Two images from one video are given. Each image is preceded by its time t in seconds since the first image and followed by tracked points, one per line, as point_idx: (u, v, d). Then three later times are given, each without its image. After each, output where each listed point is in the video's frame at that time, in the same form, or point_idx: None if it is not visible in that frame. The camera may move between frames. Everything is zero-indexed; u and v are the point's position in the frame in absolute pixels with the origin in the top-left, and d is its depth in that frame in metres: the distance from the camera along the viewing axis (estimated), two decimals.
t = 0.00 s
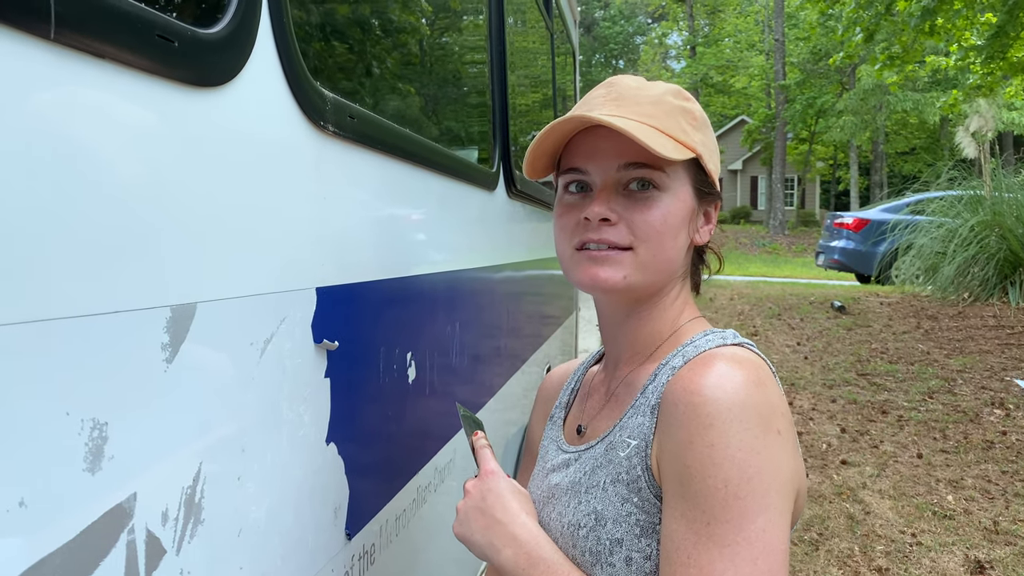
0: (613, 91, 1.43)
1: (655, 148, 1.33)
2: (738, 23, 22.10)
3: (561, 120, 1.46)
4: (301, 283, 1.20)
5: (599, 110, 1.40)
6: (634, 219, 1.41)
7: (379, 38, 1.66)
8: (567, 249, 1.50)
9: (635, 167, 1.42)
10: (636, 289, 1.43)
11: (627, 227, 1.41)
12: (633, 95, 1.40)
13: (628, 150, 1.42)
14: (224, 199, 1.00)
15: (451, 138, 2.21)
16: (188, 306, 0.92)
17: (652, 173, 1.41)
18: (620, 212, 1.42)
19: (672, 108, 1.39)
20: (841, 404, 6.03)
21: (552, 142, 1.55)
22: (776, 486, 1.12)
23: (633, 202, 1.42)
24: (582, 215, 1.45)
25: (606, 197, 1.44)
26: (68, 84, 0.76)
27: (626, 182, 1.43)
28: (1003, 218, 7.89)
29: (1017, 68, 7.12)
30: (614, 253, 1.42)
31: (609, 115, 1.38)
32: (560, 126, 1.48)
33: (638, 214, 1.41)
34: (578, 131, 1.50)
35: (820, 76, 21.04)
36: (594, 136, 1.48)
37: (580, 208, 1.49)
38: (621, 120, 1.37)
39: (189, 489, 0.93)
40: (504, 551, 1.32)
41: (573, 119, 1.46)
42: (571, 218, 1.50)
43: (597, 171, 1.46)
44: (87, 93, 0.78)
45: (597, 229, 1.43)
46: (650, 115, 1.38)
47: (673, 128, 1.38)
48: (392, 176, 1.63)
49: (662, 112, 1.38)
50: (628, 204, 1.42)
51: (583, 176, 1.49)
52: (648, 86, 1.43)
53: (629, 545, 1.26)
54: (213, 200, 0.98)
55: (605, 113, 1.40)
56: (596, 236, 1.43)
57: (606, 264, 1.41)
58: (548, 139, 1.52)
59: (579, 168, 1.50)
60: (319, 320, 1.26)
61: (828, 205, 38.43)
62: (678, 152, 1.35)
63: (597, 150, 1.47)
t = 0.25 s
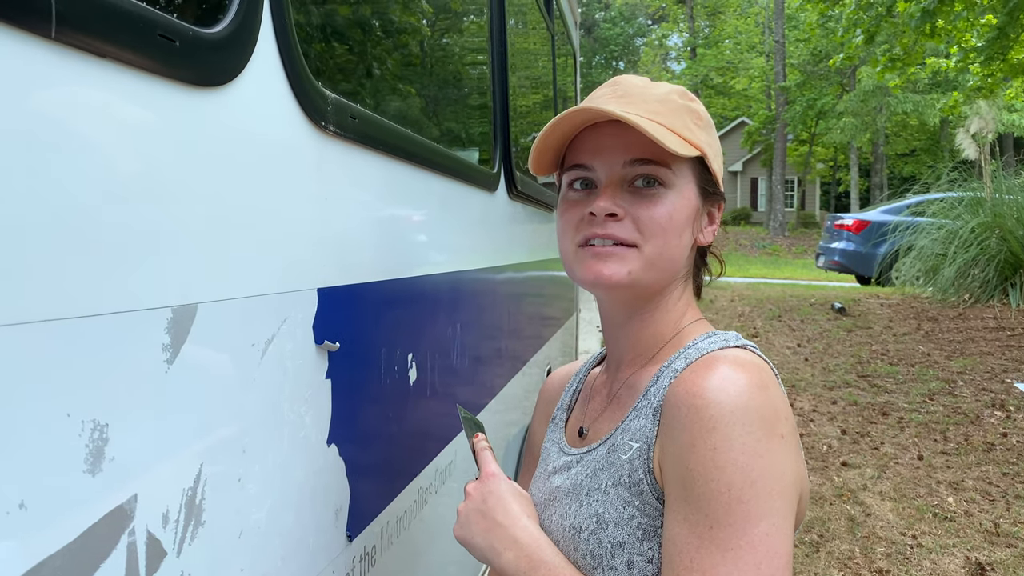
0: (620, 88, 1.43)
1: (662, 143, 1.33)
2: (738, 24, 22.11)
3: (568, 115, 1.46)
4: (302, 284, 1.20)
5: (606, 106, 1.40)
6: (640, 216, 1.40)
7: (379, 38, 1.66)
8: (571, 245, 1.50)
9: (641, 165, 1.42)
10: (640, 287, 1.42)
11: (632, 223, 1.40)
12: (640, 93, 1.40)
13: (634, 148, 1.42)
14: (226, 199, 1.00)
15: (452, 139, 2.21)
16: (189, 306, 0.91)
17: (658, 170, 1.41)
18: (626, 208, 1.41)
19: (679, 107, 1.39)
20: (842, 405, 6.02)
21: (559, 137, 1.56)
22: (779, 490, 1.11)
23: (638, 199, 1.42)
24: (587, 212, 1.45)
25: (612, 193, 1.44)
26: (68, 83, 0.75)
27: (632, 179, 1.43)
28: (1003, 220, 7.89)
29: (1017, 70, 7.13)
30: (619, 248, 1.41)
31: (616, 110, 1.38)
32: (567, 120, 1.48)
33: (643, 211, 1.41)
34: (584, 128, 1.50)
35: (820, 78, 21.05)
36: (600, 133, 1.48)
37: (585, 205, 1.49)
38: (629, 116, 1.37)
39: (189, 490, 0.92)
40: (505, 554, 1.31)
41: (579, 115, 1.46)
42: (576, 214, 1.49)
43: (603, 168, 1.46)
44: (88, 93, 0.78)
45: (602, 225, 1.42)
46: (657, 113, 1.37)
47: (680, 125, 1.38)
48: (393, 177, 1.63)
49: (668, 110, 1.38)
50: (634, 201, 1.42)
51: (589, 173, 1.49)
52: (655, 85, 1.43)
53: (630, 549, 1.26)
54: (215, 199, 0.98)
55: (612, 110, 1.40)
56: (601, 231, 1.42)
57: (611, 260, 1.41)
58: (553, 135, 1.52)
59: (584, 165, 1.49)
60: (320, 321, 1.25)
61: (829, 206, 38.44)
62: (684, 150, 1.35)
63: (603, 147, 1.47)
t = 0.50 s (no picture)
0: (620, 89, 1.43)
1: (662, 144, 1.32)
2: (738, 25, 22.12)
3: (568, 116, 1.46)
4: (304, 284, 1.19)
5: (606, 107, 1.40)
6: (640, 217, 1.40)
7: (378, 39, 1.66)
8: (572, 247, 1.49)
9: (641, 166, 1.41)
10: (641, 288, 1.42)
11: (632, 224, 1.40)
12: (640, 94, 1.40)
13: (635, 148, 1.42)
14: (227, 200, 1.00)
15: (451, 139, 2.20)
16: (191, 306, 0.91)
17: (658, 170, 1.40)
18: (626, 209, 1.41)
19: (679, 107, 1.39)
20: (841, 407, 6.02)
21: (559, 138, 1.55)
22: (781, 492, 1.11)
23: (638, 200, 1.41)
24: (587, 212, 1.45)
25: (612, 194, 1.43)
26: (70, 82, 0.75)
27: (633, 179, 1.43)
28: (1003, 221, 7.89)
29: (1017, 71, 7.13)
30: (619, 250, 1.41)
31: (616, 111, 1.38)
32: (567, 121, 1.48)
33: (643, 212, 1.40)
34: (584, 129, 1.50)
35: (819, 79, 21.05)
36: (600, 134, 1.48)
37: (585, 206, 1.48)
38: (629, 116, 1.37)
39: (191, 491, 0.92)
40: (507, 556, 1.31)
41: (579, 116, 1.46)
42: (576, 215, 1.49)
43: (603, 168, 1.46)
44: (91, 92, 0.77)
45: (602, 226, 1.42)
46: (656, 113, 1.37)
47: (680, 126, 1.38)
48: (394, 177, 1.63)
49: (668, 111, 1.38)
50: (634, 202, 1.41)
51: (589, 174, 1.49)
52: (655, 85, 1.43)
53: (633, 551, 1.25)
54: (216, 199, 0.97)
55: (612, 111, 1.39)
56: (601, 232, 1.42)
57: (611, 261, 1.40)
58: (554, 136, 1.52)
59: (585, 166, 1.49)
60: (321, 322, 1.25)
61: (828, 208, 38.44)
62: (684, 150, 1.35)
63: (604, 147, 1.46)
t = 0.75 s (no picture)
0: (621, 92, 1.43)
1: (663, 148, 1.33)
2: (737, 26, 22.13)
3: (569, 120, 1.46)
4: (310, 285, 1.20)
5: (607, 111, 1.40)
6: (642, 220, 1.40)
7: (379, 40, 1.66)
8: (575, 251, 1.50)
9: (642, 169, 1.42)
10: (644, 290, 1.43)
11: (635, 228, 1.40)
12: (640, 97, 1.40)
13: (636, 151, 1.42)
14: (236, 202, 1.00)
15: (451, 140, 2.20)
16: (200, 307, 0.91)
17: (659, 173, 1.41)
18: (629, 212, 1.41)
19: (680, 110, 1.39)
20: (841, 408, 6.02)
21: (561, 143, 1.56)
22: (785, 492, 1.11)
23: (641, 203, 1.42)
24: (590, 216, 1.45)
25: (613, 198, 1.44)
26: (81, 84, 0.75)
27: (635, 183, 1.43)
28: (1002, 223, 7.90)
29: (1016, 73, 7.15)
30: (622, 253, 1.41)
31: (617, 115, 1.38)
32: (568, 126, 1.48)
33: (645, 215, 1.41)
34: (585, 133, 1.50)
35: (818, 80, 21.08)
36: (601, 137, 1.48)
37: (588, 209, 1.49)
38: (630, 120, 1.37)
39: (199, 492, 0.92)
40: (512, 557, 1.31)
41: (580, 120, 1.46)
42: (579, 219, 1.50)
43: (605, 172, 1.46)
44: (102, 94, 0.78)
45: (604, 229, 1.42)
46: (657, 116, 1.37)
47: (680, 128, 1.38)
48: (397, 178, 1.63)
49: (669, 114, 1.38)
50: (636, 205, 1.42)
51: (591, 178, 1.49)
52: (655, 88, 1.43)
53: (638, 551, 1.26)
54: (224, 200, 0.98)
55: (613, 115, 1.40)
56: (604, 236, 1.42)
57: (614, 265, 1.41)
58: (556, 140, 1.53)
59: (586, 170, 1.49)
60: (327, 323, 1.26)
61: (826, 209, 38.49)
62: (685, 153, 1.35)
63: (605, 151, 1.47)
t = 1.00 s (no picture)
0: (624, 94, 1.44)
1: (667, 149, 1.33)
2: (735, 27, 22.16)
3: (573, 122, 1.46)
4: (314, 284, 1.20)
5: (610, 113, 1.40)
6: (647, 221, 1.41)
7: (377, 40, 1.67)
8: (579, 252, 1.50)
9: (647, 169, 1.42)
10: (649, 290, 1.43)
11: (639, 229, 1.41)
12: (644, 98, 1.40)
13: (640, 152, 1.43)
14: (241, 201, 1.00)
15: (450, 141, 2.20)
16: (205, 306, 0.91)
17: (663, 174, 1.41)
18: (633, 212, 1.42)
19: (683, 111, 1.39)
20: (839, 408, 6.03)
21: (565, 145, 1.56)
22: (791, 489, 1.12)
23: (645, 204, 1.42)
24: (594, 217, 1.45)
25: (617, 198, 1.44)
26: (88, 83, 0.75)
27: (639, 184, 1.43)
28: (1000, 224, 7.92)
29: (1014, 74, 7.17)
30: (626, 253, 1.41)
31: (621, 116, 1.38)
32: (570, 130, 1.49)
33: (649, 216, 1.41)
34: (589, 134, 1.50)
35: (816, 81, 21.11)
36: (605, 139, 1.48)
37: (592, 210, 1.49)
38: (633, 122, 1.37)
39: (205, 491, 0.92)
40: (517, 555, 1.31)
41: (584, 122, 1.47)
42: (583, 220, 1.50)
43: (609, 173, 1.46)
44: (108, 94, 0.78)
45: (609, 231, 1.42)
46: (661, 117, 1.38)
47: (684, 129, 1.39)
48: (399, 179, 1.63)
49: (673, 115, 1.38)
50: (640, 206, 1.42)
51: (594, 179, 1.49)
52: (658, 89, 1.43)
53: (642, 549, 1.26)
54: (229, 198, 0.98)
55: (617, 116, 1.40)
56: (608, 238, 1.43)
57: (619, 266, 1.41)
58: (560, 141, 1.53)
59: (590, 171, 1.50)
60: (330, 322, 1.26)
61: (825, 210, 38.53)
62: (689, 154, 1.36)
63: (609, 153, 1.47)
